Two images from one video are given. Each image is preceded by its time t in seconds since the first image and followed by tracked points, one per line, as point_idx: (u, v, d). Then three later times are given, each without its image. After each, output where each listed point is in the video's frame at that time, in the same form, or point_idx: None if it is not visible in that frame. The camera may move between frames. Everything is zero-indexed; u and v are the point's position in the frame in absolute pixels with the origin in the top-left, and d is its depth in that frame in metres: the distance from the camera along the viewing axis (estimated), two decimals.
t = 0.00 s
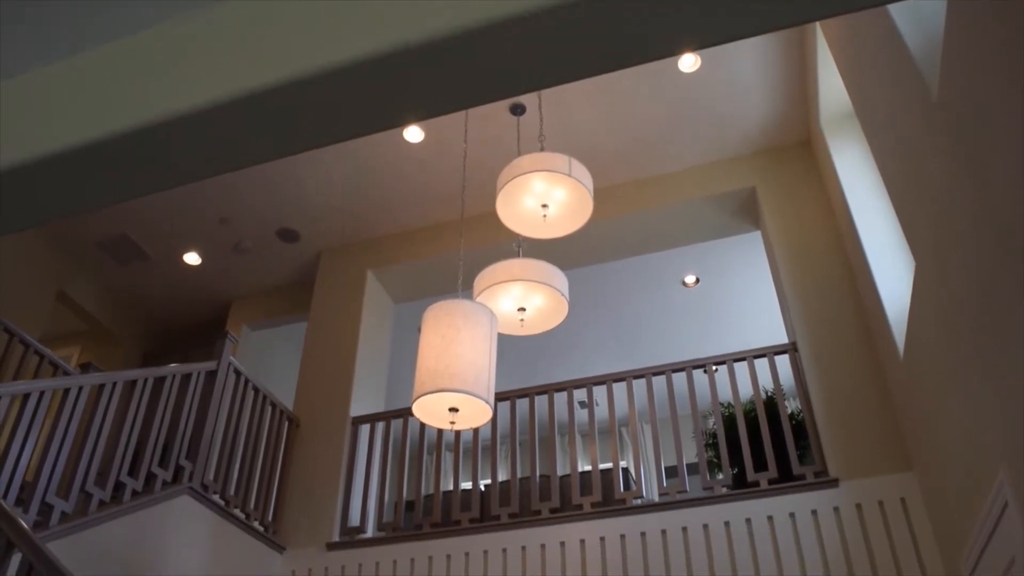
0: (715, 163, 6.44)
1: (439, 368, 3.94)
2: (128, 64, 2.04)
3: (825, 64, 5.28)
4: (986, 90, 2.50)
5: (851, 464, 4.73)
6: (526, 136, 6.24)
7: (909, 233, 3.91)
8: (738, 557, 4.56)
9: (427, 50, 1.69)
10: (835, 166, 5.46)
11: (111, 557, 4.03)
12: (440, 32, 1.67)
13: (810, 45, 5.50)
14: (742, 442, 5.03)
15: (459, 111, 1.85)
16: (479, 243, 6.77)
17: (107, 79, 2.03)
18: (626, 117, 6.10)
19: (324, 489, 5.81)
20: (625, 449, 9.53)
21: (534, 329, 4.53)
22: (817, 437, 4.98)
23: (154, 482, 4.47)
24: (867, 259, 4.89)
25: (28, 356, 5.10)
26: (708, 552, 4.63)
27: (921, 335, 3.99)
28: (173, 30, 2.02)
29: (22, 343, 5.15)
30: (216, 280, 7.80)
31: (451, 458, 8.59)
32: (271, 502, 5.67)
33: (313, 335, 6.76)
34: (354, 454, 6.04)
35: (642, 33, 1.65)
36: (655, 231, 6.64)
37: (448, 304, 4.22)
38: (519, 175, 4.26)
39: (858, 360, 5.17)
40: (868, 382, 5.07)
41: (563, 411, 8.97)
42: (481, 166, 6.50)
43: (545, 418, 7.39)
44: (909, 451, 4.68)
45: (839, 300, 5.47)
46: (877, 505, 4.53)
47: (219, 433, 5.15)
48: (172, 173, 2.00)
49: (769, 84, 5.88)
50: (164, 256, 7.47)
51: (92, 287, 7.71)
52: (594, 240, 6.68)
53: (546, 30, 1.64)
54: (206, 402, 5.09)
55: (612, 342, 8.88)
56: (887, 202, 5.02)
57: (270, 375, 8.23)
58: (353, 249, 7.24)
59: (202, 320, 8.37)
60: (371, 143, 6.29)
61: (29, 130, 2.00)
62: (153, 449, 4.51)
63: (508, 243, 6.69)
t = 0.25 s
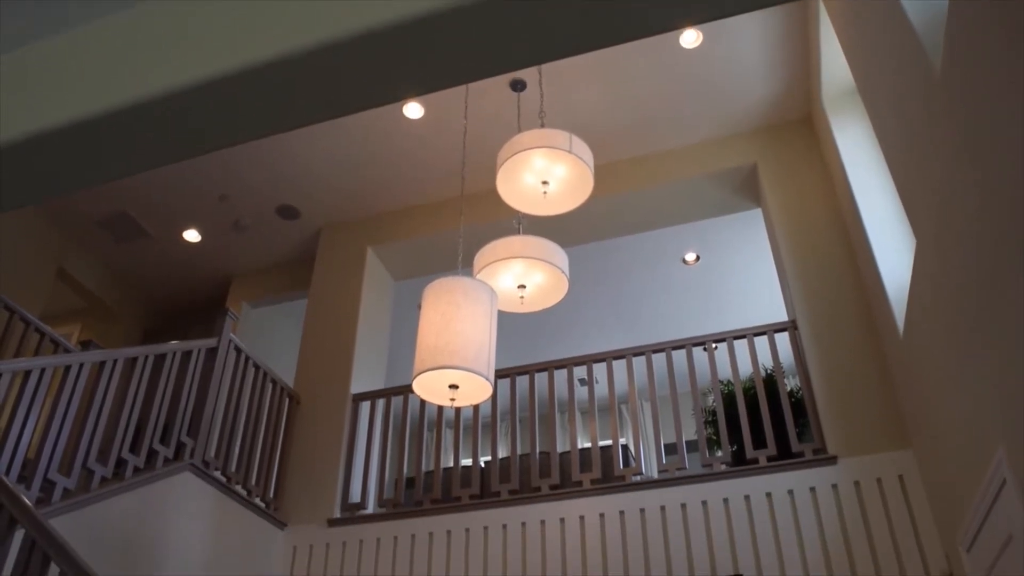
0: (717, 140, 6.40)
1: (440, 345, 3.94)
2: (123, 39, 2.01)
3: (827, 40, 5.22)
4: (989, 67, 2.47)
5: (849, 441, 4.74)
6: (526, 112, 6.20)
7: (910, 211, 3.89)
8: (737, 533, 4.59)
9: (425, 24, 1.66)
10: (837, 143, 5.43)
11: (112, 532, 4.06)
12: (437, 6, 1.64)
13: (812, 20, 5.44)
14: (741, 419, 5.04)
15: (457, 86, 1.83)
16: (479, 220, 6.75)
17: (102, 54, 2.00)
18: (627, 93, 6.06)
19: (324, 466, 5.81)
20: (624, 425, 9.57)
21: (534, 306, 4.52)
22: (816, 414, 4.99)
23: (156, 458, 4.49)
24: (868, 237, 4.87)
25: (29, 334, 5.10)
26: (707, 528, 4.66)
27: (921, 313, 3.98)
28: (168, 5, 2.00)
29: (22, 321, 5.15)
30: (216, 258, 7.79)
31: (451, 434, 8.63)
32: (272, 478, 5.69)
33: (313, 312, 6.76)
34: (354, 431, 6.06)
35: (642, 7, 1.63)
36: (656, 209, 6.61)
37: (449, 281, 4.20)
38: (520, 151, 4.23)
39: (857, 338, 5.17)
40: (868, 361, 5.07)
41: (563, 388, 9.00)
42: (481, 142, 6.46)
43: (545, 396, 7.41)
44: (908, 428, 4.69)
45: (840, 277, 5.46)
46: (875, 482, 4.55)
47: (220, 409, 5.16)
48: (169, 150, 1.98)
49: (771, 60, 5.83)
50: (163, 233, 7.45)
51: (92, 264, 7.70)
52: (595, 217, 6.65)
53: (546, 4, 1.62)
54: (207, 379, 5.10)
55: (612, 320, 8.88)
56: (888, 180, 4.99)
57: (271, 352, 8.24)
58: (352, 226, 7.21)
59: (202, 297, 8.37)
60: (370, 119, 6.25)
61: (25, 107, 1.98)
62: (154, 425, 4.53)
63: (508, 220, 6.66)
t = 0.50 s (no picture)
0: (718, 117, 6.35)
1: (440, 322, 3.94)
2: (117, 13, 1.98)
3: (830, 15, 5.17)
4: (995, 42, 2.44)
5: (848, 418, 4.76)
6: (526, 88, 6.15)
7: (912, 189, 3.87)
8: (735, 509, 4.62)
9: None
10: (838, 121, 5.39)
11: (115, 508, 4.08)
12: None
13: None
14: (741, 396, 5.05)
15: (457, 60, 1.81)
16: (480, 197, 6.72)
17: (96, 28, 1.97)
18: (629, 70, 6.00)
19: (325, 442, 5.84)
20: (624, 402, 9.60)
21: (534, 284, 4.51)
22: (815, 391, 5.00)
23: (157, 435, 4.51)
24: (869, 214, 4.85)
25: (29, 311, 5.10)
26: (706, 504, 4.69)
27: (922, 291, 3.98)
28: None
29: (22, 298, 5.15)
30: (216, 235, 7.77)
31: (451, 411, 8.65)
32: (274, 455, 5.72)
33: (313, 289, 6.75)
34: (355, 407, 6.08)
35: None
36: (657, 186, 6.58)
37: (449, 258, 4.19)
38: (521, 127, 4.20)
39: (858, 316, 5.17)
40: (867, 339, 5.07)
41: (563, 364, 9.02)
42: (481, 118, 6.42)
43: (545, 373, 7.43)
44: (906, 405, 4.71)
45: (840, 255, 5.45)
46: (873, 459, 4.57)
47: (222, 386, 5.17)
48: (167, 126, 1.96)
49: (773, 36, 5.77)
50: (163, 210, 7.42)
51: (92, 241, 7.69)
52: (595, 194, 6.63)
53: None
54: (207, 356, 5.11)
55: (612, 297, 8.88)
56: (890, 157, 4.96)
57: (271, 329, 8.25)
58: (352, 203, 7.19)
59: (203, 274, 8.36)
60: (369, 95, 6.21)
61: (19, 82, 1.96)
62: (156, 402, 4.54)
63: (509, 197, 6.64)
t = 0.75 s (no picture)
0: (720, 97, 6.31)
1: (441, 301, 3.94)
2: None
3: None
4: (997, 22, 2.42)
5: (847, 398, 4.77)
6: (527, 68, 6.10)
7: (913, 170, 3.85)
8: (735, 489, 4.65)
9: None
10: (840, 101, 5.36)
11: (117, 487, 4.11)
12: None
13: None
14: (740, 376, 5.06)
15: (455, 38, 1.79)
16: (480, 177, 6.69)
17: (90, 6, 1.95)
18: (631, 49, 5.95)
19: (326, 422, 5.85)
20: (624, 382, 9.62)
21: (534, 264, 4.50)
22: (815, 371, 5.01)
23: (158, 414, 4.53)
24: (870, 195, 4.83)
25: (29, 291, 5.09)
26: (705, 484, 4.72)
27: (922, 272, 3.97)
28: None
29: (22, 279, 5.14)
30: (216, 214, 7.75)
31: (452, 391, 8.68)
32: (275, 434, 5.74)
33: (313, 269, 6.74)
34: (355, 386, 6.09)
35: None
36: (658, 166, 6.55)
37: (450, 237, 4.17)
38: (522, 107, 4.17)
39: (858, 296, 5.17)
40: (867, 319, 5.07)
41: (563, 344, 9.04)
42: (482, 97, 6.37)
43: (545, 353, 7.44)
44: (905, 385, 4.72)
45: (840, 236, 5.44)
46: (872, 439, 4.58)
47: (223, 366, 5.19)
48: (165, 104, 1.95)
49: (776, 15, 5.72)
50: (163, 190, 7.40)
51: (92, 221, 7.67)
52: (596, 174, 6.60)
53: None
54: (208, 335, 5.12)
55: (613, 277, 8.87)
56: (892, 138, 4.93)
57: (272, 308, 8.25)
58: (352, 183, 7.17)
59: (203, 254, 8.35)
60: (369, 74, 6.17)
61: (13, 61, 1.94)
62: (157, 381, 4.56)
63: (509, 176, 6.61)
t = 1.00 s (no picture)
0: (723, 76, 6.26)
1: (442, 281, 3.93)
2: None
3: None
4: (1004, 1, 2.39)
5: (847, 379, 4.78)
6: (529, 46, 6.05)
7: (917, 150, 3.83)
8: (734, 468, 4.66)
9: None
10: (843, 81, 5.32)
11: (119, 465, 4.12)
12: None
13: None
14: (740, 356, 5.06)
15: (457, 14, 1.77)
16: (481, 156, 6.66)
17: None
18: (634, 27, 5.90)
19: (326, 401, 5.87)
20: (624, 361, 9.64)
21: (535, 244, 4.48)
22: (815, 351, 5.01)
23: (160, 393, 4.54)
24: (872, 176, 4.81)
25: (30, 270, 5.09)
26: (705, 463, 4.73)
27: (924, 253, 3.96)
28: None
29: (23, 258, 5.13)
30: (216, 193, 7.72)
31: (452, 370, 8.70)
32: (276, 413, 5.75)
33: (314, 248, 6.73)
34: (356, 365, 6.10)
35: None
36: (661, 146, 6.52)
37: (451, 217, 4.16)
38: (523, 85, 4.14)
39: (859, 277, 5.16)
40: (868, 300, 5.06)
41: (563, 324, 9.05)
42: (483, 76, 6.33)
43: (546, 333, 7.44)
44: (905, 366, 4.72)
45: (842, 216, 5.42)
46: (872, 420, 4.59)
47: (224, 345, 5.19)
48: (165, 81, 1.94)
49: None
50: (163, 168, 7.37)
51: (92, 199, 7.65)
52: (598, 154, 6.57)
53: None
54: (209, 314, 5.12)
55: (613, 257, 8.85)
56: (896, 118, 4.90)
57: (273, 287, 8.25)
58: (353, 162, 7.14)
59: (203, 232, 8.33)
60: (370, 52, 6.12)
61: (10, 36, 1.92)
62: (158, 360, 4.56)
63: (510, 156, 6.58)
